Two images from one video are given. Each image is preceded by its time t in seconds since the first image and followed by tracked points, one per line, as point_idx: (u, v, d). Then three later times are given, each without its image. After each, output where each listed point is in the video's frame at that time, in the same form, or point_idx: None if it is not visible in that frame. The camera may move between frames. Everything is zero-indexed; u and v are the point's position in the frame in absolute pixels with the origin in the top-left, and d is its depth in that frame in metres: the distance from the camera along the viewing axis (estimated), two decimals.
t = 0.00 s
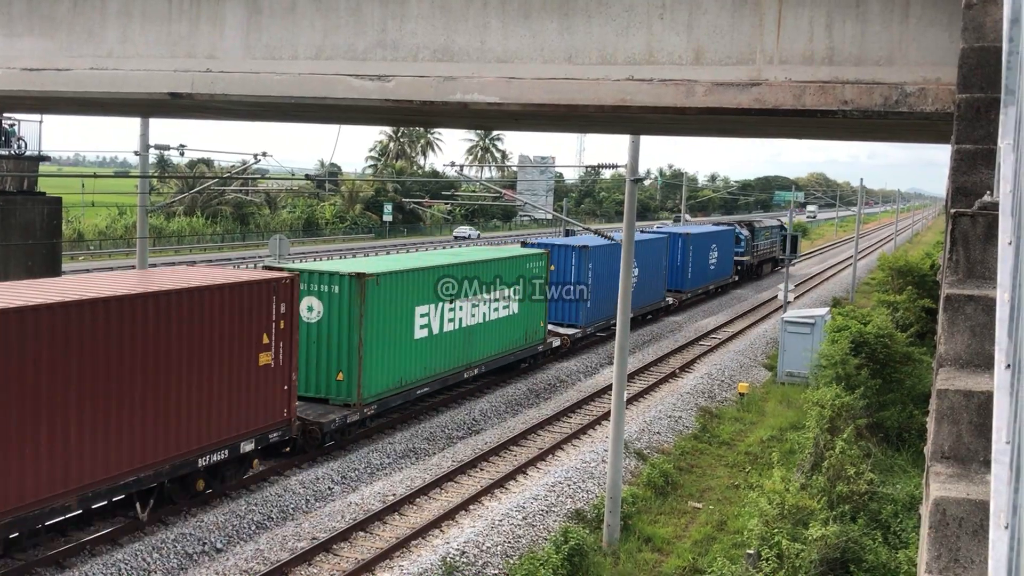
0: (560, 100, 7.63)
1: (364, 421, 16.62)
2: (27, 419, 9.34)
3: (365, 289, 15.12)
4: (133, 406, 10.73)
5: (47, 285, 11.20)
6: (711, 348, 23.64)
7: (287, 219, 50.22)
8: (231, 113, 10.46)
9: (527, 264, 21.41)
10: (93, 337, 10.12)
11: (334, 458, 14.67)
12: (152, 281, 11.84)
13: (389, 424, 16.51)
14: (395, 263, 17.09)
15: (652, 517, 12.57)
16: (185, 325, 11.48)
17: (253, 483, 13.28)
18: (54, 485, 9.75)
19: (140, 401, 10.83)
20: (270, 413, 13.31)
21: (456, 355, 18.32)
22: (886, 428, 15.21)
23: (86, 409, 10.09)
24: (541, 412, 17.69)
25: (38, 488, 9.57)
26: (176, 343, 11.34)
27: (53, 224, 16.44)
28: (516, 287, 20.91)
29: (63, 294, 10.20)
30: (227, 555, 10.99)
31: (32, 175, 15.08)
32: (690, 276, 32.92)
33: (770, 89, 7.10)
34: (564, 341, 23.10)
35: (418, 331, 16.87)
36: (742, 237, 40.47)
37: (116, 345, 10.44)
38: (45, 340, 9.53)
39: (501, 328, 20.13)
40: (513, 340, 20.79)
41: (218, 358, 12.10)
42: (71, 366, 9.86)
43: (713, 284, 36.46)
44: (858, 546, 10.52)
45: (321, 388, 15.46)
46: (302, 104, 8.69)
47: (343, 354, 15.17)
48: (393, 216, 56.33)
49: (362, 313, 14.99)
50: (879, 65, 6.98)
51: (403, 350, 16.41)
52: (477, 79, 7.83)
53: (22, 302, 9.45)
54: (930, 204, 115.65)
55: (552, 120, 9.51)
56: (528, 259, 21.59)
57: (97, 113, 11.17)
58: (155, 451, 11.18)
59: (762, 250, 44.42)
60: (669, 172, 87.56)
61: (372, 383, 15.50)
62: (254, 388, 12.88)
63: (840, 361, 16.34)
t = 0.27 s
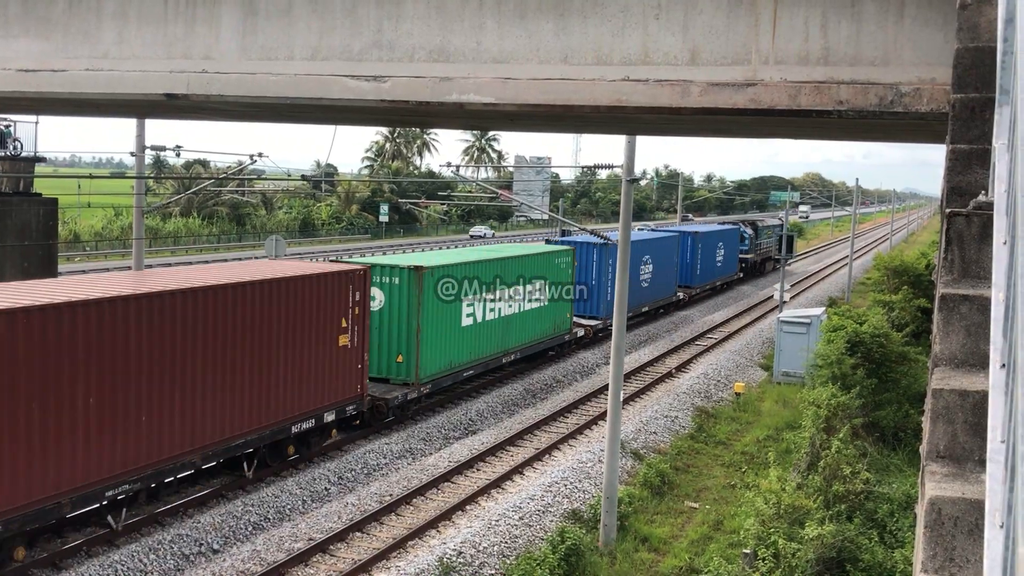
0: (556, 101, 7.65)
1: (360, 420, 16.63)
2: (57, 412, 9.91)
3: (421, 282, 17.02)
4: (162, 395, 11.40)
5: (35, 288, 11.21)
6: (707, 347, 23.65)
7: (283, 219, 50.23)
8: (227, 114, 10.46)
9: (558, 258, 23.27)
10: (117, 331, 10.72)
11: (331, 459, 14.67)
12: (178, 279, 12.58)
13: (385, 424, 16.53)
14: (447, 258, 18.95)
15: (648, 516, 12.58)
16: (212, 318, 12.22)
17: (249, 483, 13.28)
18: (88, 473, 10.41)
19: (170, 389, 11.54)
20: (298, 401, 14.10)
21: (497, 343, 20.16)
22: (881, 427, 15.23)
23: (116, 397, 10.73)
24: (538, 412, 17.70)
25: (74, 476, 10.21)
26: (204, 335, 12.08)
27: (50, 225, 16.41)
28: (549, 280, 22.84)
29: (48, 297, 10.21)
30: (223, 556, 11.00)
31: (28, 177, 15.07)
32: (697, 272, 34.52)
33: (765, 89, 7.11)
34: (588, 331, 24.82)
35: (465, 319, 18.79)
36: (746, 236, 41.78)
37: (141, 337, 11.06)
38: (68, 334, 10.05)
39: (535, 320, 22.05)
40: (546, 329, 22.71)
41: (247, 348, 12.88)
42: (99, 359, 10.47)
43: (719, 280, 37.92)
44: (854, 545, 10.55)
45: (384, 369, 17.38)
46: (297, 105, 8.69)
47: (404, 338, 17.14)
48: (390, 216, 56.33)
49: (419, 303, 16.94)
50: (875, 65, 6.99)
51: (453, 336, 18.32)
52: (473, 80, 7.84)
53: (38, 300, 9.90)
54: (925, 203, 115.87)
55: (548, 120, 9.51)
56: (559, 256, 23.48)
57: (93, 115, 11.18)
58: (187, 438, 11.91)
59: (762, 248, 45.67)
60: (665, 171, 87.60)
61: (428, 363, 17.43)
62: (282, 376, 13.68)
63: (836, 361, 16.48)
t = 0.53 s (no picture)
0: (552, 101, 7.65)
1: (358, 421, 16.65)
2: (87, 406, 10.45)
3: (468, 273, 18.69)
4: (194, 386, 12.00)
5: (27, 289, 11.21)
6: (705, 347, 23.66)
7: (281, 220, 50.24)
8: (223, 115, 10.45)
9: (581, 254, 24.90)
10: (146, 326, 11.27)
11: (328, 459, 14.68)
12: (207, 276, 13.22)
13: (383, 423, 16.55)
14: (484, 254, 20.60)
15: (646, 516, 12.59)
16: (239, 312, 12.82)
17: (246, 484, 13.29)
18: (121, 461, 11.00)
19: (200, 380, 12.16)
20: (323, 391, 14.73)
21: (530, 331, 21.73)
22: (878, 427, 15.24)
23: (180, 379, 11.81)
24: (535, 412, 17.70)
25: (142, 453, 11.29)
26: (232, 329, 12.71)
27: (46, 227, 16.43)
28: (575, 274, 24.54)
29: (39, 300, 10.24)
30: (221, 557, 11.00)
31: (25, 177, 15.08)
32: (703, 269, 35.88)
33: (761, 89, 7.12)
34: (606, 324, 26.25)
35: (504, 308, 20.44)
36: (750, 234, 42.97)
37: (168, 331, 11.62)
38: (132, 323, 11.08)
39: (566, 307, 23.70)
40: (574, 319, 24.35)
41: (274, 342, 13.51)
42: (128, 352, 11.03)
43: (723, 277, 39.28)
44: (852, 544, 10.57)
45: (434, 353, 19.05)
46: (293, 106, 8.68)
47: (451, 325, 18.78)
48: (387, 217, 56.36)
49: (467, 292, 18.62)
50: (870, 65, 7.00)
51: (495, 324, 19.99)
52: (469, 80, 7.84)
53: (67, 298, 10.36)
54: (922, 202, 116.11)
55: (544, 121, 9.50)
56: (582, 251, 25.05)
57: (90, 116, 11.18)
58: (217, 427, 12.54)
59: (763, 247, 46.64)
60: (662, 170, 87.59)
61: (473, 350, 19.08)
62: (308, 368, 14.31)
63: (833, 361, 16.54)
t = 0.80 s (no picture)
0: (549, 101, 7.64)
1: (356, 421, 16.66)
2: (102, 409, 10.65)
3: (507, 266, 20.28)
4: (294, 362, 13.86)
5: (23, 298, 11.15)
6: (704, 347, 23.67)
7: (279, 220, 50.24)
8: (221, 116, 10.44)
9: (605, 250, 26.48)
10: (258, 309, 13.11)
11: (327, 459, 14.68)
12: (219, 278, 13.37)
13: (381, 423, 16.57)
14: (521, 250, 22.26)
15: (644, 516, 12.59)
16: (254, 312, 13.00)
17: (244, 485, 13.29)
18: (236, 425, 12.82)
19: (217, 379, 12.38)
20: (369, 377, 15.78)
21: (559, 322, 23.32)
22: (876, 426, 15.25)
23: (283, 356, 13.66)
24: (534, 412, 17.71)
25: (252, 418, 13.13)
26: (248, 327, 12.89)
27: (44, 227, 16.39)
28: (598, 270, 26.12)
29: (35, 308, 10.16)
30: (219, 558, 10.99)
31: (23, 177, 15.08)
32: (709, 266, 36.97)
33: (759, 88, 7.12)
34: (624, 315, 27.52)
35: (539, 299, 22.05)
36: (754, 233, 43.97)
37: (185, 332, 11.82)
38: (249, 306, 12.92)
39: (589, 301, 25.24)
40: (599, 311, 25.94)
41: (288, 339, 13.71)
42: (246, 333, 12.87)
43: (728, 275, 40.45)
44: (850, 544, 10.57)
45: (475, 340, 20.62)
46: (290, 106, 8.68)
47: (491, 315, 20.20)
48: (386, 217, 56.39)
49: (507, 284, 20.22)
50: (868, 64, 6.99)
51: (530, 314, 21.56)
52: (466, 80, 7.84)
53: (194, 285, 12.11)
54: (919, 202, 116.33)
55: (542, 120, 9.48)
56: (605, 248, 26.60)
57: (87, 117, 11.18)
58: (273, 411, 13.55)
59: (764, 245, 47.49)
60: (660, 170, 87.59)
61: (512, 335, 20.51)
62: (320, 366, 14.51)
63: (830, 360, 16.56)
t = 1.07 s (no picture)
0: (547, 103, 7.77)
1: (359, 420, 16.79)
2: (116, 410, 10.79)
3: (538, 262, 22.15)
4: (367, 342, 15.78)
5: (31, 300, 11.25)
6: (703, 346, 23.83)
7: (280, 221, 50.39)
8: (223, 117, 10.57)
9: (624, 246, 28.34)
10: (344, 295, 15.05)
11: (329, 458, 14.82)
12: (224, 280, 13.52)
13: (382, 422, 16.71)
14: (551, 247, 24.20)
15: (642, 513, 12.71)
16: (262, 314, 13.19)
17: (247, 483, 13.42)
18: (324, 395, 14.76)
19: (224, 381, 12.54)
20: (426, 358, 17.68)
21: (583, 313, 25.26)
22: (871, 424, 15.39)
23: (362, 336, 15.63)
24: (533, 411, 17.83)
25: (337, 390, 15.06)
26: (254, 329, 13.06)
27: (47, 228, 16.51)
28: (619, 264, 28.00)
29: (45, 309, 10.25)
30: (222, 555, 11.11)
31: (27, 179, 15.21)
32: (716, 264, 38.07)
33: (754, 90, 7.25)
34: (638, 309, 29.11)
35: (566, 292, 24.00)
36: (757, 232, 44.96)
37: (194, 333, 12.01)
38: (337, 292, 14.88)
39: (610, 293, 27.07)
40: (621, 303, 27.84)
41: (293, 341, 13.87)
42: (333, 317, 14.80)
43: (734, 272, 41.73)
44: (846, 539, 10.70)
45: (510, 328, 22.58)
46: (292, 109, 8.81)
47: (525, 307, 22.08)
48: (386, 219, 56.57)
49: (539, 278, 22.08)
50: (861, 66, 7.12)
51: (558, 305, 23.48)
52: (465, 82, 7.98)
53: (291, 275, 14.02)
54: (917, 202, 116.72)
55: (539, 122, 9.62)
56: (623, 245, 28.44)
57: (92, 119, 11.32)
58: (349, 385, 15.40)
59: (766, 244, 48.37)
60: (657, 171, 87.93)
61: (543, 323, 22.51)
62: (325, 365, 14.69)
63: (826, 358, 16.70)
